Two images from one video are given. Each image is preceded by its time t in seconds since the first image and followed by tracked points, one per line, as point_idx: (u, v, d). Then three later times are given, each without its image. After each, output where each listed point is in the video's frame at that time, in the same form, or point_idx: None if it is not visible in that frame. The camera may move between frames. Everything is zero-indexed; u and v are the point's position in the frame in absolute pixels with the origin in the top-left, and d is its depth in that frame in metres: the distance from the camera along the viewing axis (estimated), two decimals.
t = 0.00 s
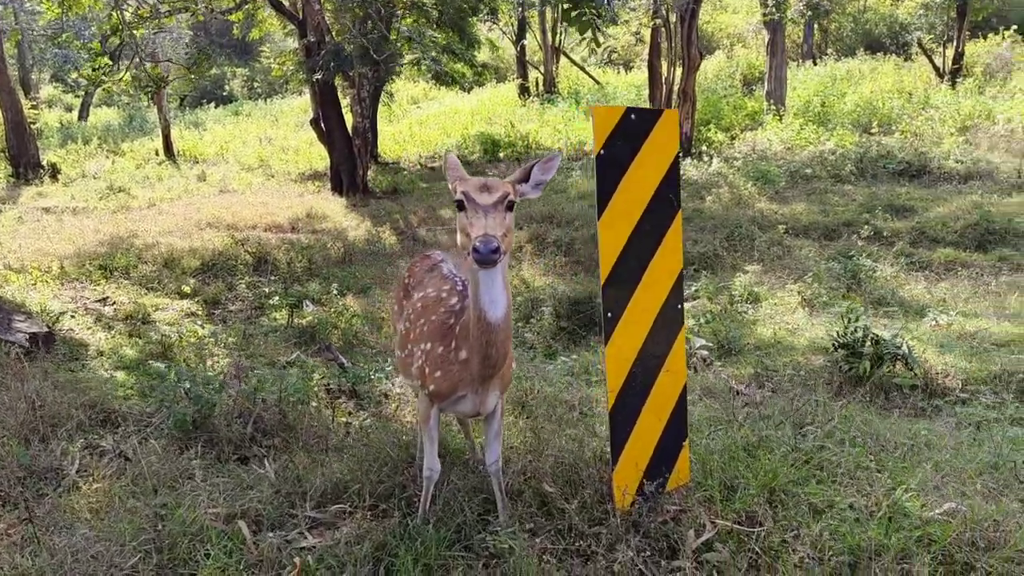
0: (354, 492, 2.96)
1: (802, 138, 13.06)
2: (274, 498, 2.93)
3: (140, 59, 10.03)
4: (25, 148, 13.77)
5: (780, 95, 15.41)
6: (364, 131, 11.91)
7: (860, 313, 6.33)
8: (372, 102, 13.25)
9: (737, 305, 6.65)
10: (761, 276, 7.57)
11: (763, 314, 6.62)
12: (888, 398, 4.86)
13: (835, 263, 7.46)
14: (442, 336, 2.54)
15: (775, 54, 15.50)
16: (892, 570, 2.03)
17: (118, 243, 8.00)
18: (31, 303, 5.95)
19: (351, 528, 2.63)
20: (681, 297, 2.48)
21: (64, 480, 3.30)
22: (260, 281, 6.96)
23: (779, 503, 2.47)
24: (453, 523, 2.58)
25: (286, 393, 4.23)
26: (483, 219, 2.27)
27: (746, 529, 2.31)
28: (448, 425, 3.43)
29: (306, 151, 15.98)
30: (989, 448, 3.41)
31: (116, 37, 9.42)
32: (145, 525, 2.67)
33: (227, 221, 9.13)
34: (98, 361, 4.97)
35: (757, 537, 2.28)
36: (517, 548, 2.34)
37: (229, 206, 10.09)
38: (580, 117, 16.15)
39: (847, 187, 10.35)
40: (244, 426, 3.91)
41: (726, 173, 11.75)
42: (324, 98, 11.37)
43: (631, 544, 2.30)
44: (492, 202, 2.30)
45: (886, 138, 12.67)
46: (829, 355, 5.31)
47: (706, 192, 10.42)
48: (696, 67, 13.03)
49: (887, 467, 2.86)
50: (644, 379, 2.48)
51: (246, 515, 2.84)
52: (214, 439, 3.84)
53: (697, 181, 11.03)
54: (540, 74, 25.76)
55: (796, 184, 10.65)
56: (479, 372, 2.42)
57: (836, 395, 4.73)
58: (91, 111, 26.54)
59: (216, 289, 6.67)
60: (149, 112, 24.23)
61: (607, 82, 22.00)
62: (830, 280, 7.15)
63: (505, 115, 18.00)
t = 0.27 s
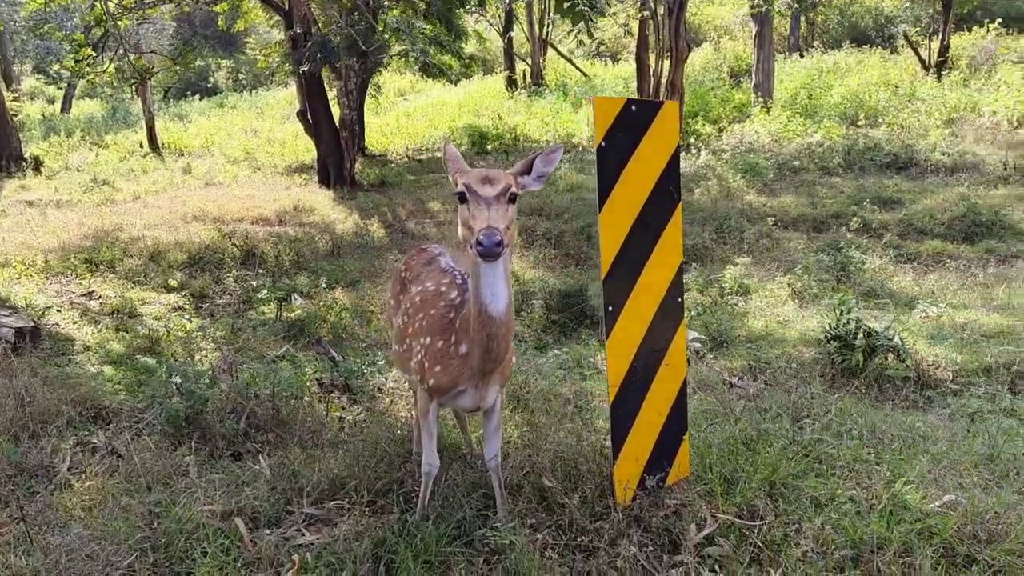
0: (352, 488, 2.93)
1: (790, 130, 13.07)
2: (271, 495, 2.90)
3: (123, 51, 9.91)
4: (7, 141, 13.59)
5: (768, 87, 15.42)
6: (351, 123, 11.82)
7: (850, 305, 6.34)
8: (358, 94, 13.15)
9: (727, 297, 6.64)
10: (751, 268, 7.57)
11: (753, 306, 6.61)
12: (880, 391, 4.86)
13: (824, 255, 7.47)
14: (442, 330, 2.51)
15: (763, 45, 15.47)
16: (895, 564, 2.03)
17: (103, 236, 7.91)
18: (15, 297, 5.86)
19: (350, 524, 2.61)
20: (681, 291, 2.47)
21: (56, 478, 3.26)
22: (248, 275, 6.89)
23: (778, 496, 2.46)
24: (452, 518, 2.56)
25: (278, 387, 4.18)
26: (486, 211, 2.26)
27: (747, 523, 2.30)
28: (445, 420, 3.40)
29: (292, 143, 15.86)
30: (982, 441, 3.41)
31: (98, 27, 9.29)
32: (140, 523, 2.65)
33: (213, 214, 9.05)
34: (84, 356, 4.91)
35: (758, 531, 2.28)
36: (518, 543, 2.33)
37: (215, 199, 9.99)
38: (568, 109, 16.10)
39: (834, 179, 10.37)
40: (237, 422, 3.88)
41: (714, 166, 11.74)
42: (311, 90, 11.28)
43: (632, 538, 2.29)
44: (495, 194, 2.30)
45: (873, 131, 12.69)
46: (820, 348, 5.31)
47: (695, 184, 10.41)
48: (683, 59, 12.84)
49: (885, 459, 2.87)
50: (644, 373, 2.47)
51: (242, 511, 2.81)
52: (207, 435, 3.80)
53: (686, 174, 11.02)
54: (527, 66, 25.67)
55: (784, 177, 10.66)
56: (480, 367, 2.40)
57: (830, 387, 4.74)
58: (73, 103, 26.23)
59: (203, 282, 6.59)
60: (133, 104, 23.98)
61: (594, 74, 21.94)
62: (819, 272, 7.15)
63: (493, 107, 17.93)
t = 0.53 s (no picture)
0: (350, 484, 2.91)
1: (777, 123, 13.08)
2: (268, 492, 2.88)
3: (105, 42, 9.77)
4: None
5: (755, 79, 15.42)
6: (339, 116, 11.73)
7: (839, 297, 6.34)
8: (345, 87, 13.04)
9: (718, 289, 6.63)
10: (740, 261, 7.57)
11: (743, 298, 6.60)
12: (872, 382, 4.87)
13: (813, 247, 7.47)
14: (441, 324, 2.49)
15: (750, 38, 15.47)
16: (897, 556, 2.04)
17: (87, 230, 7.81)
18: None
19: (348, 521, 2.59)
20: (680, 284, 2.46)
21: (47, 476, 3.22)
22: (235, 268, 6.82)
23: (778, 489, 2.46)
24: (451, 514, 2.55)
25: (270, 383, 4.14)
26: (487, 203, 2.25)
27: (748, 516, 2.30)
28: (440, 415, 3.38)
29: (279, 136, 15.74)
30: (975, 433, 3.41)
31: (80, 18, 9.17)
32: (135, 521, 2.62)
33: (199, 207, 8.96)
34: (71, 352, 4.85)
35: (758, 524, 2.28)
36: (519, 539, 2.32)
37: (201, 193, 9.90)
38: (556, 101, 16.06)
39: (822, 172, 10.38)
40: (230, 417, 3.84)
41: (702, 158, 11.73)
42: (297, 82, 11.18)
43: (633, 533, 2.29)
44: (497, 185, 2.28)
45: (860, 123, 12.71)
46: (812, 339, 5.30)
47: (683, 177, 10.40)
48: (671, 51, 12.82)
49: (883, 452, 2.87)
50: (644, 367, 2.46)
51: (238, 509, 2.79)
52: (200, 431, 3.77)
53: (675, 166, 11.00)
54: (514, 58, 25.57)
55: (772, 169, 10.67)
56: (480, 361, 2.38)
57: (822, 379, 4.73)
58: (56, 95, 25.92)
59: (190, 276, 6.51)
60: (117, 96, 23.72)
61: (582, 66, 21.89)
62: (808, 264, 7.15)
63: (481, 99, 17.85)
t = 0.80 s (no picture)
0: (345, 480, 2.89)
1: (758, 113, 13.12)
2: (262, 489, 2.84)
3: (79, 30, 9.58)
4: None
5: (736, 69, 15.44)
6: (319, 106, 11.60)
7: (823, 286, 6.37)
8: (326, 77, 12.90)
9: (703, 279, 6.63)
10: (724, 250, 7.57)
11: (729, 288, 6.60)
12: (859, 371, 4.88)
13: (797, 236, 7.49)
14: (439, 318, 2.47)
15: (731, 28, 15.50)
16: (898, 546, 2.05)
17: (64, 222, 7.67)
18: None
19: (346, 517, 2.56)
20: (679, 275, 2.45)
21: (34, 475, 3.17)
22: (217, 260, 6.73)
23: (777, 481, 2.47)
24: (449, 510, 2.53)
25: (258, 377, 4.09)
26: (487, 189, 2.23)
27: (748, 508, 2.30)
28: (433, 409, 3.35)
29: (258, 126, 15.56)
30: (963, 421, 3.42)
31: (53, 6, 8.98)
32: (127, 521, 2.58)
33: (178, 199, 8.84)
34: (51, 347, 4.76)
35: (760, 515, 2.27)
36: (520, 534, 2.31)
37: (180, 184, 9.76)
38: (537, 91, 16.00)
39: (803, 162, 10.41)
40: (219, 412, 3.80)
41: (685, 149, 11.73)
42: (277, 72, 11.03)
43: (634, 526, 2.28)
44: (497, 172, 2.27)
45: (841, 113, 12.76)
46: (799, 329, 5.31)
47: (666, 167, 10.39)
48: (653, 41, 12.81)
49: (877, 441, 2.88)
50: (644, 359, 2.45)
51: (233, 506, 2.75)
52: (189, 427, 3.72)
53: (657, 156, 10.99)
54: (494, 48, 25.44)
55: (754, 159, 10.69)
56: (479, 355, 2.35)
57: (810, 369, 4.74)
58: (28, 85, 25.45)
59: (171, 269, 6.41)
60: (92, 86, 23.33)
61: (563, 56, 21.81)
62: (792, 253, 7.17)
63: (462, 89, 17.75)
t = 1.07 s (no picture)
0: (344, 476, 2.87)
1: (747, 105, 13.13)
2: (260, 486, 2.83)
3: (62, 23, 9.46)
4: None
5: (725, 62, 15.45)
6: (307, 99, 11.52)
7: (814, 278, 6.37)
8: (313, 70, 12.81)
9: (694, 272, 6.63)
10: (715, 243, 7.57)
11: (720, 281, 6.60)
12: (853, 362, 4.89)
13: (787, 229, 7.50)
14: (439, 312, 2.45)
15: (720, 20, 15.49)
16: (900, 539, 2.05)
17: (49, 218, 7.59)
18: None
19: (345, 514, 2.55)
20: (678, 270, 2.44)
21: (27, 474, 3.13)
22: (205, 255, 6.67)
23: (777, 474, 2.47)
24: (449, 505, 2.52)
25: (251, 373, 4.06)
26: (487, 176, 2.26)
27: (749, 501, 2.30)
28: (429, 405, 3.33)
29: (245, 120, 15.44)
30: (958, 413, 3.43)
31: None
32: (124, 520, 2.55)
33: (165, 194, 8.76)
34: (39, 343, 4.71)
35: (761, 509, 2.28)
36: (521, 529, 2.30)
37: (167, 178, 9.67)
38: (526, 84, 15.95)
39: (793, 154, 10.42)
40: (214, 409, 3.77)
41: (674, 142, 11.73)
42: (264, 65, 10.94)
43: (635, 521, 2.28)
44: (497, 162, 2.30)
45: (829, 105, 12.79)
46: (792, 321, 5.32)
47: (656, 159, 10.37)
48: (642, 34, 12.78)
49: (874, 433, 2.89)
50: (644, 353, 2.44)
51: (230, 503, 2.73)
52: (183, 424, 3.69)
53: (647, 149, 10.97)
54: (482, 41, 25.32)
55: (743, 152, 10.69)
56: (480, 349, 2.33)
57: (804, 361, 4.74)
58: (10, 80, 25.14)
59: (159, 264, 6.35)
60: (76, 80, 23.08)
61: (551, 49, 21.74)
62: (783, 245, 7.17)
63: (450, 82, 17.66)
